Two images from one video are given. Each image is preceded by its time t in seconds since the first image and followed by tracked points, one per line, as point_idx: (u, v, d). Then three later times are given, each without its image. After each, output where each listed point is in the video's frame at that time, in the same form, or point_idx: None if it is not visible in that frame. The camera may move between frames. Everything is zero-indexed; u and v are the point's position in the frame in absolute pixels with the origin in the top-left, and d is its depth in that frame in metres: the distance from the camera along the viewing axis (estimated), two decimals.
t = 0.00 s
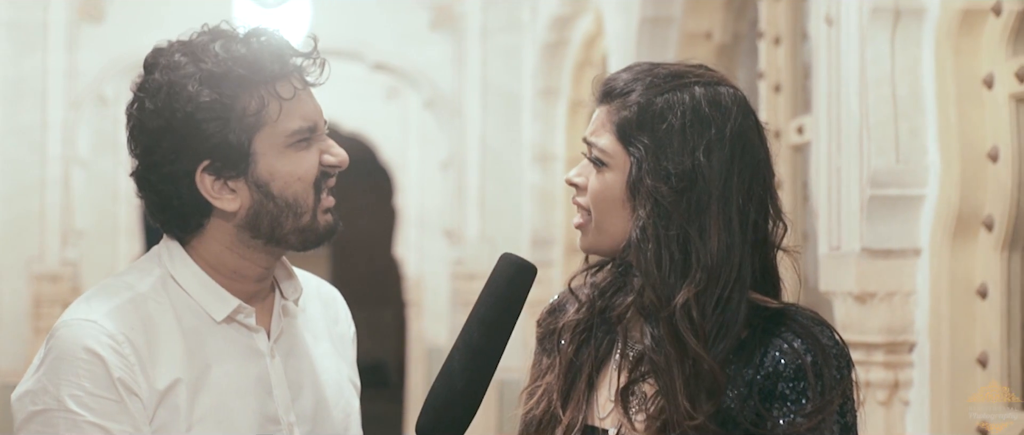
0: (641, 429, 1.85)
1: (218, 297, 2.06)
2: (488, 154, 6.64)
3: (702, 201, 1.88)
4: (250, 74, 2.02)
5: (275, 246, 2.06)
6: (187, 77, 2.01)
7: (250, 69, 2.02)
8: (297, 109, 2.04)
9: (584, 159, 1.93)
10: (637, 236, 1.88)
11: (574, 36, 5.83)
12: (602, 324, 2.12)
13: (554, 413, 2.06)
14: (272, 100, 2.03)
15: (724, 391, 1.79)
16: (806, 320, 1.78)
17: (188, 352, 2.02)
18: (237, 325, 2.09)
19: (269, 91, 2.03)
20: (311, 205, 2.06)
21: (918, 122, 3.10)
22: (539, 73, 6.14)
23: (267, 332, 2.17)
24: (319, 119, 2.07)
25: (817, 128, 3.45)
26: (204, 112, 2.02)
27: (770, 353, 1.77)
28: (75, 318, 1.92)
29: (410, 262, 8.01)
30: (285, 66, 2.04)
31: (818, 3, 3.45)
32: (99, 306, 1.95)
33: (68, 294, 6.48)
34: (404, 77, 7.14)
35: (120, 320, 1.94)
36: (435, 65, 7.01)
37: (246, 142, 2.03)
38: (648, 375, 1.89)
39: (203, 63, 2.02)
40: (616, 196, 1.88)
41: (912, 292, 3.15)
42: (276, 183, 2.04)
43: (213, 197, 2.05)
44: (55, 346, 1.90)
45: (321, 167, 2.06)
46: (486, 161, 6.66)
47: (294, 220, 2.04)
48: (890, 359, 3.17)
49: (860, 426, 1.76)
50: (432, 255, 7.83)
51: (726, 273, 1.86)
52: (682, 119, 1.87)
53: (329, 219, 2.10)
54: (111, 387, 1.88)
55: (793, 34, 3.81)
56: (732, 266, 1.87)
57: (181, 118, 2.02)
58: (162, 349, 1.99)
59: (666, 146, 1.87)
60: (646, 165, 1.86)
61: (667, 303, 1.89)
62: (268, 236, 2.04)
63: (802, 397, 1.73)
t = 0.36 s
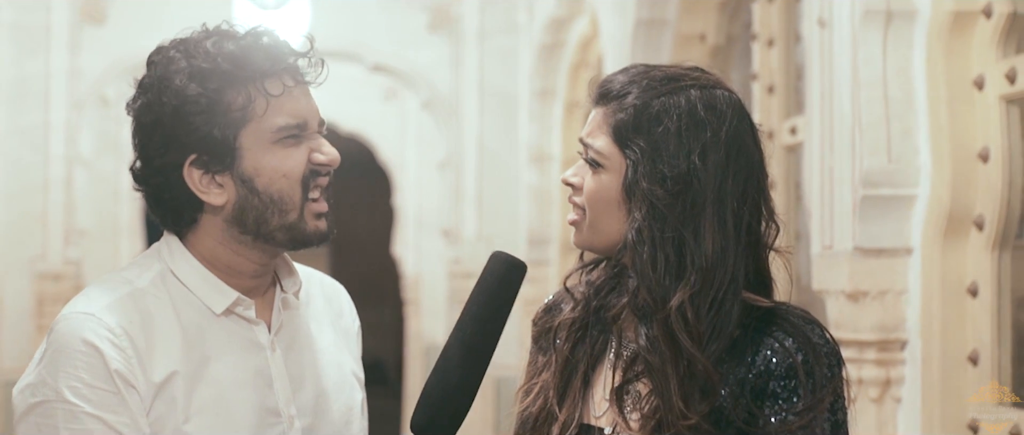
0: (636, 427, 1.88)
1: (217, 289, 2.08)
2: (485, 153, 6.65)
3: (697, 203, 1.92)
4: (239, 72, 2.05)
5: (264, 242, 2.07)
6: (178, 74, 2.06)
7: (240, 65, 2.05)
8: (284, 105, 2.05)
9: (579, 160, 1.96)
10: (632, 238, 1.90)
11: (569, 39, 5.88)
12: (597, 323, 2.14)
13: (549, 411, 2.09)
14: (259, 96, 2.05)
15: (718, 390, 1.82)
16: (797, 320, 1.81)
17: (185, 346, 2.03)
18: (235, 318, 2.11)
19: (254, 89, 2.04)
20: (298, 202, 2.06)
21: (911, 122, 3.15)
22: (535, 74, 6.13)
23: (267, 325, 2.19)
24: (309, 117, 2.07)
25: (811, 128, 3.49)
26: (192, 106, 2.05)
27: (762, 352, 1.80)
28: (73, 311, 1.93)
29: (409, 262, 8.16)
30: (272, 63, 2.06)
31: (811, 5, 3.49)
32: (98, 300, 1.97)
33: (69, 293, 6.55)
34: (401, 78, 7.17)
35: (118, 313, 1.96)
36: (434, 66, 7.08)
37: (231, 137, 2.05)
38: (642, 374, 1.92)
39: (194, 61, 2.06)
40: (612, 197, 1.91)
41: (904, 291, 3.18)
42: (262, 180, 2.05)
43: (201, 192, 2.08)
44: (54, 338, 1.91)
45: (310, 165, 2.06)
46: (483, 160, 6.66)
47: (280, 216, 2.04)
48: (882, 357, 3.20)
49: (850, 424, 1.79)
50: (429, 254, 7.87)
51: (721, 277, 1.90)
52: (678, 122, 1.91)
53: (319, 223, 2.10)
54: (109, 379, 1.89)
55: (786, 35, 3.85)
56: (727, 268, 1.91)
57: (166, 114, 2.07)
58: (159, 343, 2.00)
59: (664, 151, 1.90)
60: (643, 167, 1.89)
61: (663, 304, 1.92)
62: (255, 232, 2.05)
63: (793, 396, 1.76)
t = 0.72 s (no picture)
0: (636, 423, 1.93)
1: (239, 279, 2.08)
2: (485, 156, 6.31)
3: (694, 204, 1.96)
4: (244, 65, 2.01)
5: (265, 235, 2.04)
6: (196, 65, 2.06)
7: (248, 59, 2.02)
8: (281, 100, 1.99)
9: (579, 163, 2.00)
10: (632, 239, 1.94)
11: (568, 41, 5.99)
12: (594, 321, 2.18)
13: (548, 406, 2.14)
14: (259, 90, 2.00)
15: (715, 387, 1.86)
16: (793, 317, 1.85)
17: (203, 335, 2.05)
18: (258, 306, 2.11)
19: (257, 83, 2.00)
20: (289, 197, 2.00)
21: (905, 123, 3.20)
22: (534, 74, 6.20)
23: (294, 316, 2.17)
24: (309, 114, 1.99)
25: (807, 130, 3.53)
26: (201, 97, 2.05)
27: (759, 348, 1.84)
28: (97, 296, 2.00)
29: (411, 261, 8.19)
30: (282, 62, 2.01)
31: (806, 7, 3.53)
32: (119, 286, 2.02)
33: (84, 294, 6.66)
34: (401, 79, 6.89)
35: (137, 300, 2.01)
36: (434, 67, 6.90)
37: (229, 128, 2.02)
38: (641, 372, 1.96)
39: (209, 51, 2.05)
40: (610, 199, 1.95)
41: (898, 289, 3.24)
42: (254, 172, 2.01)
43: (207, 179, 2.07)
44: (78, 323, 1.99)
45: (304, 161, 1.98)
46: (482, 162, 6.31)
47: (271, 211, 2.00)
48: (877, 354, 3.25)
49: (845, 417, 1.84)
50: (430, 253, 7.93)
51: (718, 277, 1.94)
52: (676, 125, 1.94)
53: (316, 223, 2.01)
54: (122, 363, 1.94)
55: (782, 37, 3.89)
56: (724, 268, 1.95)
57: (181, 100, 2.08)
58: (177, 330, 2.03)
59: (661, 154, 1.94)
60: (641, 170, 1.93)
61: (660, 303, 1.96)
62: (254, 224, 2.03)
63: (789, 390, 1.80)
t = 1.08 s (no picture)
0: (631, 417, 1.97)
1: (268, 275, 2.47)
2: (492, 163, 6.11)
3: (688, 203, 2.00)
4: (265, 69, 2.44)
5: (285, 230, 2.41)
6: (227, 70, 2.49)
7: (275, 65, 2.44)
8: (297, 102, 2.41)
9: (574, 165, 2.07)
10: (627, 238, 2.00)
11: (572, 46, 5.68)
12: (590, 318, 2.23)
13: (545, 402, 2.18)
14: (280, 93, 2.43)
15: (708, 380, 1.91)
16: (785, 312, 1.91)
17: (226, 324, 2.44)
18: (286, 297, 2.50)
19: (276, 86, 2.43)
20: (301, 194, 2.38)
21: (901, 125, 3.25)
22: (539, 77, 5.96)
23: (324, 309, 2.53)
24: (321, 114, 2.41)
25: (803, 131, 3.58)
26: (231, 98, 2.47)
27: (753, 341, 1.90)
28: (135, 288, 2.38)
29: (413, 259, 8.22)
30: (298, 66, 2.43)
31: (803, 11, 3.57)
32: (155, 279, 2.40)
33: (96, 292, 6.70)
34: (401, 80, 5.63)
35: (168, 293, 2.39)
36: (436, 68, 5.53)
37: (252, 125, 2.44)
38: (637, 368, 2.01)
39: (239, 59, 2.47)
40: (605, 201, 2.01)
41: (894, 287, 3.28)
42: (271, 170, 2.40)
43: (237, 178, 2.47)
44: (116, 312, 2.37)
45: (316, 162, 2.37)
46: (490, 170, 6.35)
47: (288, 207, 2.38)
48: (872, 352, 3.30)
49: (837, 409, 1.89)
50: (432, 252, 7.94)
51: (712, 274, 1.99)
52: (669, 127, 1.99)
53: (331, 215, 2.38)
54: (149, 349, 2.33)
55: (779, 40, 3.93)
56: (718, 266, 1.99)
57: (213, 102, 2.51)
58: (202, 320, 2.41)
59: (654, 155, 1.99)
60: (637, 171, 1.99)
61: (655, 300, 2.00)
62: (275, 219, 2.41)
63: (782, 383, 1.86)
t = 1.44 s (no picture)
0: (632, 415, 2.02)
1: (288, 272, 2.89)
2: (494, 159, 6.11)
3: (687, 203, 2.06)
4: (291, 74, 2.82)
5: (309, 228, 2.82)
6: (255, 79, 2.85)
7: (299, 71, 2.82)
8: (320, 103, 2.81)
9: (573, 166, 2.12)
10: (628, 238, 2.05)
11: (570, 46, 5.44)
12: (589, 317, 2.27)
13: (545, 401, 2.23)
14: (304, 96, 2.81)
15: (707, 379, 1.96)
16: (781, 310, 1.96)
17: (250, 317, 2.85)
18: (305, 293, 2.92)
19: (302, 90, 2.81)
20: (324, 195, 2.78)
21: (897, 125, 3.29)
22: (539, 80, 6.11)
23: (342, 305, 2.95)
24: (343, 116, 2.81)
25: (800, 131, 3.62)
26: (258, 99, 2.85)
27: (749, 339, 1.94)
28: (161, 286, 2.78)
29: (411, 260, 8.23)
30: (320, 71, 2.83)
31: (800, 13, 3.61)
32: (181, 280, 2.79)
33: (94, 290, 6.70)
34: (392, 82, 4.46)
35: (192, 290, 2.78)
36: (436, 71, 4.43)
37: (279, 124, 2.82)
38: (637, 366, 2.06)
39: (265, 64, 2.84)
40: (605, 202, 2.07)
41: (890, 285, 3.32)
42: (296, 168, 2.79)
43: (264, 177, 2.87)
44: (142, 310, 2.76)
45: (339, 164, 2.78)
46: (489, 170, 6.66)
47: (311, 205, 2.78)
48: (869, 350, 3.33)
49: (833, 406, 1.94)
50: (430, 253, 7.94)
51: (711, 273, 2.04)
52: (667, 127, 2.04)
53: (350, 210, 2.79)
54: (171, 344, 2.70)
55: (777, 41, 3.98)
56: (717, 265, 2.05)
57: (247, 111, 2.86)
58: (226, 317, 2.81)
59: (653, 156, 2.04)
60: (638, 172, 2.04)
61: (656, 298, 2.05)
62: (298, 218, 2.81)
63: (779, 380, 1.90)
